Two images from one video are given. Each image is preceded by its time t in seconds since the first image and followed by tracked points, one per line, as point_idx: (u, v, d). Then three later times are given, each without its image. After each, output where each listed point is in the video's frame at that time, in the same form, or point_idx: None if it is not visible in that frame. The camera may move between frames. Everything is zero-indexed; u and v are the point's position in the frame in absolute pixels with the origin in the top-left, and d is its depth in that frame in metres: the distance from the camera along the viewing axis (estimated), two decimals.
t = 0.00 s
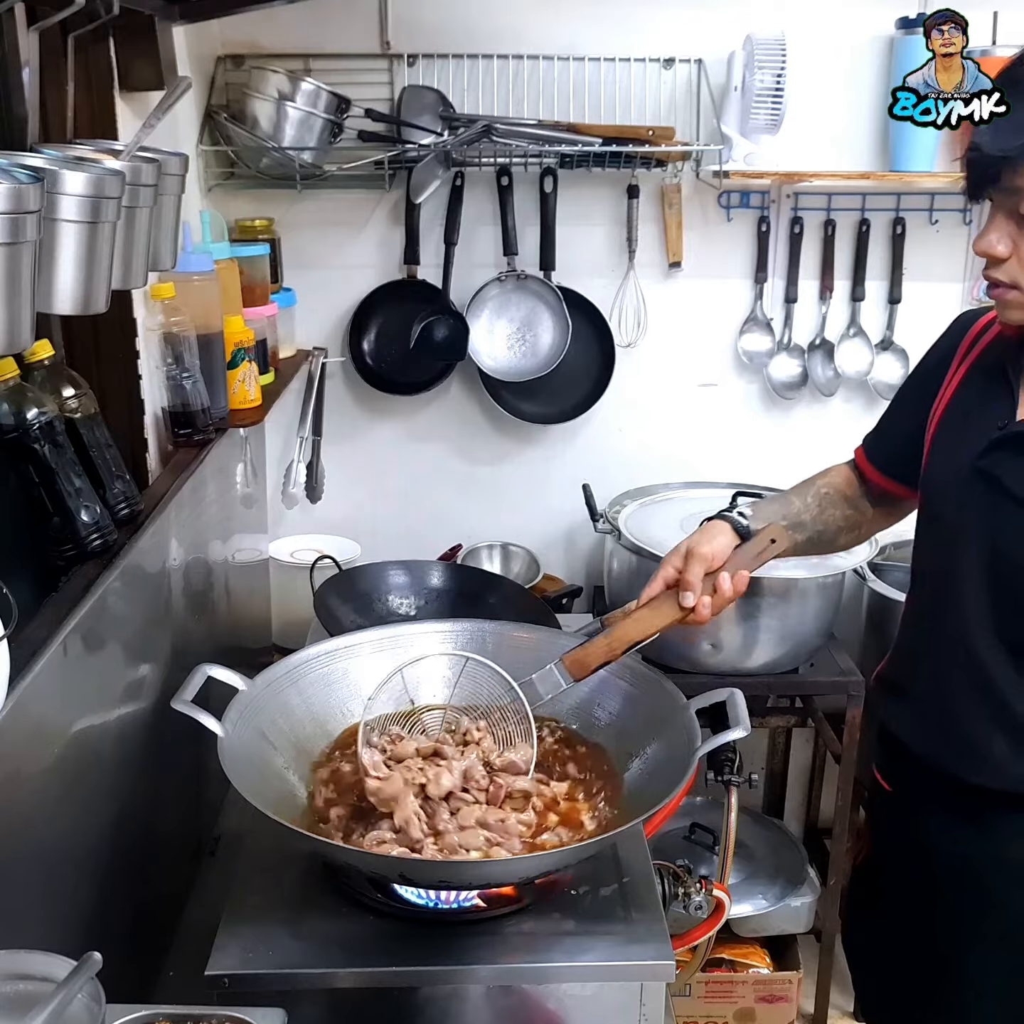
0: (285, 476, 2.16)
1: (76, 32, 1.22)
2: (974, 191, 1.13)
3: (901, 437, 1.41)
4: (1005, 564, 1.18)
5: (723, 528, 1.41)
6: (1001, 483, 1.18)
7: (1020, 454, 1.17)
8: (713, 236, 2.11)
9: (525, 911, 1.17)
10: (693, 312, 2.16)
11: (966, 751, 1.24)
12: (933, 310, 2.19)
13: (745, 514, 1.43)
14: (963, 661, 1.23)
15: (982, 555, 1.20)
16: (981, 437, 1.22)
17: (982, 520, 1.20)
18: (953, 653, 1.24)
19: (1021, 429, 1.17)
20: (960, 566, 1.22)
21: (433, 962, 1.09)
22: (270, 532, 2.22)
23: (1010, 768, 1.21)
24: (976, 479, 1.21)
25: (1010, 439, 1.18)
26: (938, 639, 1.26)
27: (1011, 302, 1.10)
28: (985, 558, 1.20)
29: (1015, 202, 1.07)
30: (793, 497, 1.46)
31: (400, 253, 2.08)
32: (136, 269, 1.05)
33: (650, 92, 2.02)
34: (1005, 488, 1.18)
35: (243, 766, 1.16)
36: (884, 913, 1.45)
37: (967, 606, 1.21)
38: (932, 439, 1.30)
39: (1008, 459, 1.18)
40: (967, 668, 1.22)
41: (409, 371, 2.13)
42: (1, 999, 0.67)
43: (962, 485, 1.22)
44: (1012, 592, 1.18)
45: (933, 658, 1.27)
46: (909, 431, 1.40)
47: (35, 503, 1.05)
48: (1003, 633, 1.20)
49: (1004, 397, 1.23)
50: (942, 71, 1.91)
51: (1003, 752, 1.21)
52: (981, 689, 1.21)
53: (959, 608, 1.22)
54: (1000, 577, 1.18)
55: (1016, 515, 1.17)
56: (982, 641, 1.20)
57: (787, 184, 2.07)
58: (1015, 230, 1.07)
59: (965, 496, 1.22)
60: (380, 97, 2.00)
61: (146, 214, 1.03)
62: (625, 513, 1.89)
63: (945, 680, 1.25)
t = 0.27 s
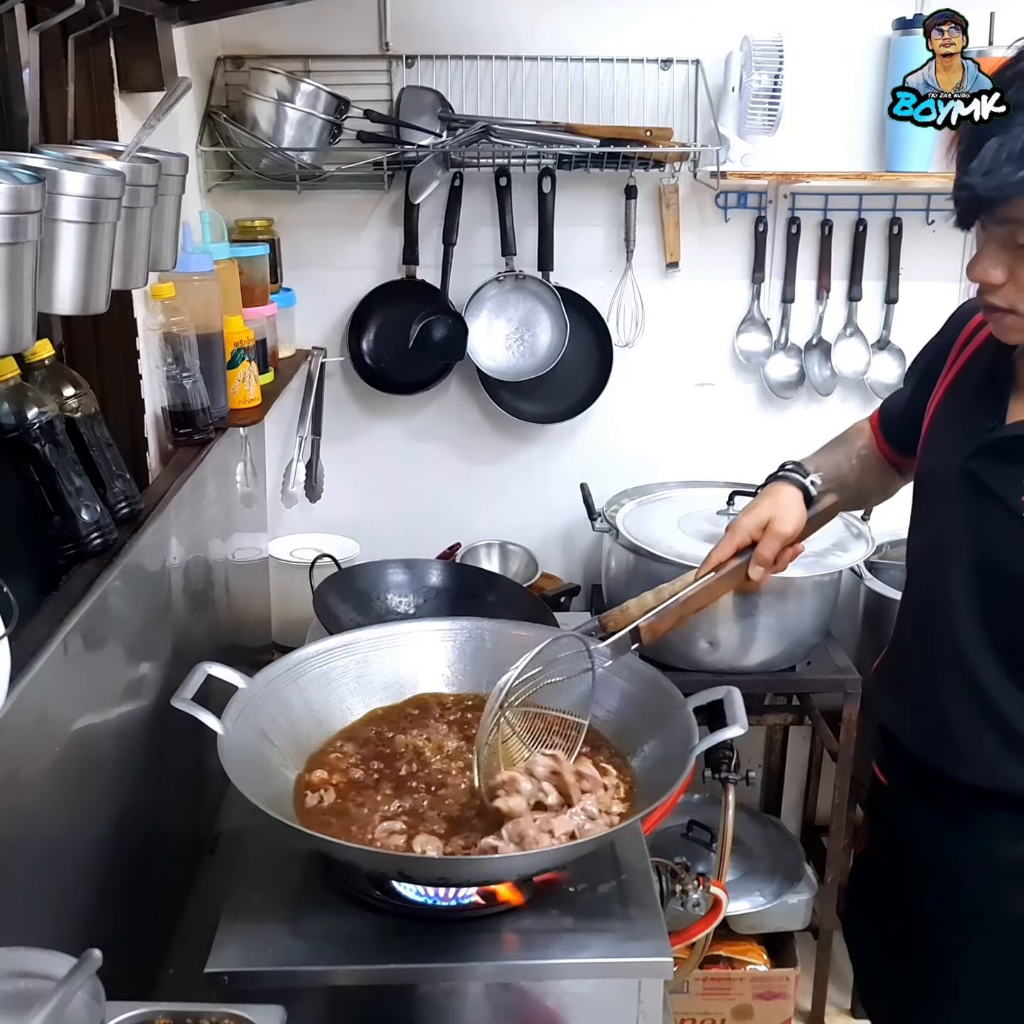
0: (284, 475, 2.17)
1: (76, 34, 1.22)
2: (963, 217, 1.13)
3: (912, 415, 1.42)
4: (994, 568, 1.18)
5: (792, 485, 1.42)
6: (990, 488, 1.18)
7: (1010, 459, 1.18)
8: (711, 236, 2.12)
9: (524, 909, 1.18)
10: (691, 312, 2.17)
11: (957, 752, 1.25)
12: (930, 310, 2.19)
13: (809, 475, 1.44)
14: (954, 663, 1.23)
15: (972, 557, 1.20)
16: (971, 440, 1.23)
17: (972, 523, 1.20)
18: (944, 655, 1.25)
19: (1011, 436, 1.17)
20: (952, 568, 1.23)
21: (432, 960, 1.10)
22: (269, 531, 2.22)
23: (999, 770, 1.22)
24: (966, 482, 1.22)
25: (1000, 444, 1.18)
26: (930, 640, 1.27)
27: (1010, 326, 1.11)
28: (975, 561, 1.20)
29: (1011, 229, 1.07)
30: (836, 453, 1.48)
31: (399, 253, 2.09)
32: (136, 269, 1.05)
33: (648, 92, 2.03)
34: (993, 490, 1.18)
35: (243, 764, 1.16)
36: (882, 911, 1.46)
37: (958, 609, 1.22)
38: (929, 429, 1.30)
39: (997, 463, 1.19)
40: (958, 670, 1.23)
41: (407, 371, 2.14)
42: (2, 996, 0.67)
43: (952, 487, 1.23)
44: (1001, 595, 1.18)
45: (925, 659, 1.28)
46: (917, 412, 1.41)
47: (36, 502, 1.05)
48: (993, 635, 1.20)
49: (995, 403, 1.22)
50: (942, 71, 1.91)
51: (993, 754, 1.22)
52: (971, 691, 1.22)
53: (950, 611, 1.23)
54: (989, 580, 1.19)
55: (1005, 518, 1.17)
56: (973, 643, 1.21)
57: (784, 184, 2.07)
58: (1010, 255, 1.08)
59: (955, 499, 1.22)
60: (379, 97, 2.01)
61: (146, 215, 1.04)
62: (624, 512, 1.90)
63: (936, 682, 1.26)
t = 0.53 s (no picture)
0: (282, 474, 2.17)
1: (74, 32, 1.22)
2: (943, 201, 1.15)
3: (905, 419, 1.42)
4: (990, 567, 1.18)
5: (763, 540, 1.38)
6: (985, 487, 1.18)
7: (1001, 457, 1.18)
8: (709, 235, 2.12)
9: (522, 908, 1.18)
10: (689, 311, 2.17)
11: (952, 751, 1.25)
12: (928, 309, 2.20)
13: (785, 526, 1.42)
14: (949, 663, 1.24)
15: (969, 556, 1.20)
16: (963, 436, 1.23)
17: (968, 522, 1.20)
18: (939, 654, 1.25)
19: (1009, 432, 1.17)
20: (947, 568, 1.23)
21: (430, 959, 1.10)
22: (267, 530, 2.22)
23: (993, 770, 1.22)
24: (960, 481, 1.22)
25: (995, 442, 1.18)
26: (925, 639, 1.27)
27: (990, 309, 1.14)
28: (967, 559, 1.21)
29: (986, 213, 1.09)
30: (818, 483, 1.47)
31: (397, 251, 2.09)
32: (134, 268, 1.05)
33: (646, 91, 2.03)
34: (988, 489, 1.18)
35: (240, 763, 1.16)
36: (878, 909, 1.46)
37: (950, 607, 1.22)
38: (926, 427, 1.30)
39: (992, 462, 1.19)
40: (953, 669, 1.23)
41: (405, 370, 2.13)
42: None
43: (947, 486, 1.23)
44: (992, 593, 1.19)
45: (920, 659, 1.28)
46: (915, 412, 1.41)
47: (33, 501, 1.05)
48: (988, 634, 1.20)
49: (991, 400, 1.22)
50: (941, 71, 1.92)
51: (988, 753, 1.22)
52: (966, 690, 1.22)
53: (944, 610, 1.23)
54: (984, 580, 1.19)
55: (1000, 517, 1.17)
56: (965, 641, 1.21)
57: (782, 183, 2.07)
58: (987, 241, 1.10)
59: (947, 497, 1.23)
60: (378, 96, 2.00)
61: (144, 214, 1.04)
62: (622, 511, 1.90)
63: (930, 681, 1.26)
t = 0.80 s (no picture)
0: (286, 476, 2.17)
1: (78, 34, 1.22)
2: (949, 198, 1.15)
3: (898, 432, 1.42)
4: (995, 567, 1.18)
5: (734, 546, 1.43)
6: (989, 488, 1.18)
7: (1004, 459, 1.18)
8: (713, 237, 2.11)
9: (525, 910, 1.18)
10: (692, 313, 2.17)
11: (956, 752, 1.25)
12: (932, 310, 2.19)
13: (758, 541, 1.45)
14: (954, 664, 1.23)
15: (973, 558, 1.20)
16: (965, 438, 1.23)
17: (972, 523, 1.20)
18: (944, 655, 1.24)
19: (1013, 432, 1.17)
20: (952, 569, 1.22)
21: (433, 961, 1.10)
22: (271, 532, 2.22)
23: (999, 771, 1.21)
24: (963, 482, 1.22)
25: (998, 443, 1.18)
26: (928, 640, 1.27)
27: (992, 306, 1.13)
28: (970, 560, 1.20)
29: (990, 206, 1.09)
30: (804, 503, 1.47)
31: (400, 254, 2.09)
32: (138, 269, 1.05)
33: (649, 93, 2.03)
34: (993, 490, 1.18)
35: (244, 764, 1.16)
36: (879, 913, 1.46)
37: (953, 608, 1.22)
38: (921, 438, 1.30)
39: (995, 463, 1.19)
40: (958, 670, 1.23)
41: (409, 372, 2.13)
42: (3, 998, 0.67)
43: (950, 488, 1.23)
44: (1000, 593, 1.18)
45: (924, 660, 1.27)
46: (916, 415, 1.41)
47: (37, 503, 1.05)
48: (992, 636, 1.20)
49: (993, 400, 1.22)
50: (942, 71, 1.92)
51: (993, 754, 1.22)
52: (972, 691, 1.22)
53: (949, 611, 1.23)
54: (989, 581, 1.19)
55: (1006, 518, 1.17)
56: (969, 642, 1.21)
57: (786, 185, 2.07)
58: (992, 235, 1.10)
59: (950, 499, 1.23)
60: (381, 98, 2.01)
61: (148, 215, 1.04)
62: (626, 513, 1.90)
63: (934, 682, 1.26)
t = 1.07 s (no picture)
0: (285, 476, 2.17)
1: (77, 33, 1.22)
2: (948, 196, 1.15)
3: (898, 433, 1.42)
4: (996, 566, 1.18)
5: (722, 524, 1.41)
6: (989, 485, 1.19)
7: (1004, 457, 1.18)
8: (712, 236, 2.12)
9: (524, 910, 1.18)
10: (691, 312, 2.17)
11: (955, 751, 1.25)
12: (931, 310, 2.19)
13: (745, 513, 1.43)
14: (954, 663, 1.24)
15: (973, 557, 1.20)
16: (965, 436, 1.23)
17: (972, 521, 1.20)
18: (943, 655, 1.25)
19: (1012, 429, 1.17)
20: (951, 567, 1.23)
21: (433, 960, 1.10)
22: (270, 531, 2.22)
23: (999, 769, 1.22)
24: (963, 480, 1.22)
25: (998, 440, 1.18)
26: (927, 640, 1.27)
27: (991, 303, 1.12)
28: (969, 559, 1.21)
29: (988, 203, 1.08)
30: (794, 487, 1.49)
31: (399, 253, 2.09)
32: (137, 269, 1.05)
33: (648, 92, 2.03)
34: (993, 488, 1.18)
35: (243, 764, 1.16)
36: (877, 911, 1.46)
37: (952, 608, 1.22)
38: (920, 440, 1.30)
39: (996, 461, 1.19)
40: (958, 669, 1.23)
41: (408, 371, 2.13)
42: (2, 997, 0.67)
43: (949, 486, 1.23)
44: (1000, 593, 1.19)
45: (923, 659, 1.28)
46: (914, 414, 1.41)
47: (36, 502, 1.05)
48: (990, 636, 1.20)
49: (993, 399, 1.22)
50: (941, 71, 1.92)
51: (992, 753, 1.22)
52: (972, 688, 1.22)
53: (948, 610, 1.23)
54: (989, 580, 1.19)
55: (1006, 515, 1.17)
56: (968, 642, 1.21)
57: (785, 185, 2.07)
58: (990, 233, 1.09)
59: (948, 498, 1.23)
60: (380, 97, 2.01)
61: (147, 214, 1.04)
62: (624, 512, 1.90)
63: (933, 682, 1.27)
